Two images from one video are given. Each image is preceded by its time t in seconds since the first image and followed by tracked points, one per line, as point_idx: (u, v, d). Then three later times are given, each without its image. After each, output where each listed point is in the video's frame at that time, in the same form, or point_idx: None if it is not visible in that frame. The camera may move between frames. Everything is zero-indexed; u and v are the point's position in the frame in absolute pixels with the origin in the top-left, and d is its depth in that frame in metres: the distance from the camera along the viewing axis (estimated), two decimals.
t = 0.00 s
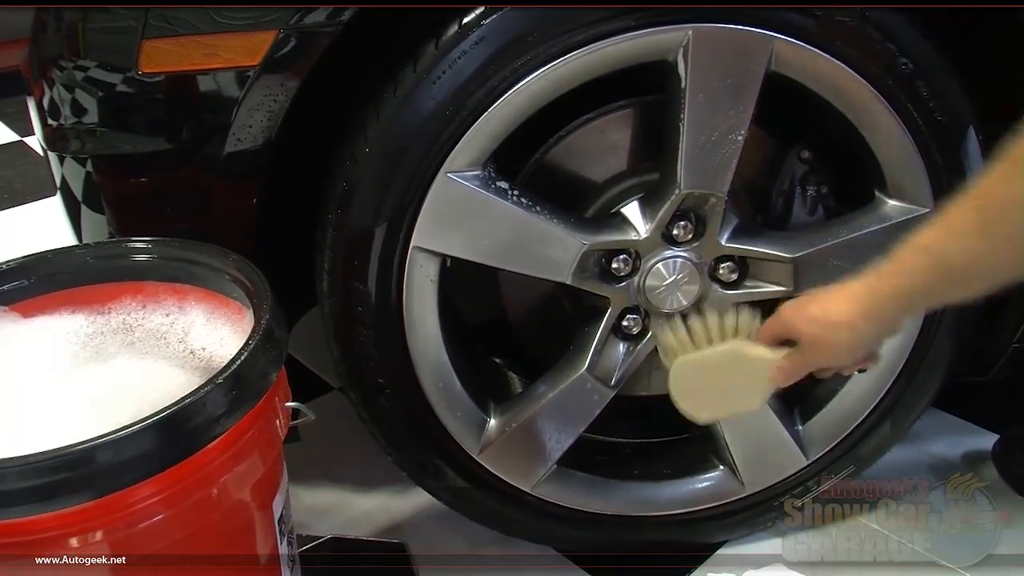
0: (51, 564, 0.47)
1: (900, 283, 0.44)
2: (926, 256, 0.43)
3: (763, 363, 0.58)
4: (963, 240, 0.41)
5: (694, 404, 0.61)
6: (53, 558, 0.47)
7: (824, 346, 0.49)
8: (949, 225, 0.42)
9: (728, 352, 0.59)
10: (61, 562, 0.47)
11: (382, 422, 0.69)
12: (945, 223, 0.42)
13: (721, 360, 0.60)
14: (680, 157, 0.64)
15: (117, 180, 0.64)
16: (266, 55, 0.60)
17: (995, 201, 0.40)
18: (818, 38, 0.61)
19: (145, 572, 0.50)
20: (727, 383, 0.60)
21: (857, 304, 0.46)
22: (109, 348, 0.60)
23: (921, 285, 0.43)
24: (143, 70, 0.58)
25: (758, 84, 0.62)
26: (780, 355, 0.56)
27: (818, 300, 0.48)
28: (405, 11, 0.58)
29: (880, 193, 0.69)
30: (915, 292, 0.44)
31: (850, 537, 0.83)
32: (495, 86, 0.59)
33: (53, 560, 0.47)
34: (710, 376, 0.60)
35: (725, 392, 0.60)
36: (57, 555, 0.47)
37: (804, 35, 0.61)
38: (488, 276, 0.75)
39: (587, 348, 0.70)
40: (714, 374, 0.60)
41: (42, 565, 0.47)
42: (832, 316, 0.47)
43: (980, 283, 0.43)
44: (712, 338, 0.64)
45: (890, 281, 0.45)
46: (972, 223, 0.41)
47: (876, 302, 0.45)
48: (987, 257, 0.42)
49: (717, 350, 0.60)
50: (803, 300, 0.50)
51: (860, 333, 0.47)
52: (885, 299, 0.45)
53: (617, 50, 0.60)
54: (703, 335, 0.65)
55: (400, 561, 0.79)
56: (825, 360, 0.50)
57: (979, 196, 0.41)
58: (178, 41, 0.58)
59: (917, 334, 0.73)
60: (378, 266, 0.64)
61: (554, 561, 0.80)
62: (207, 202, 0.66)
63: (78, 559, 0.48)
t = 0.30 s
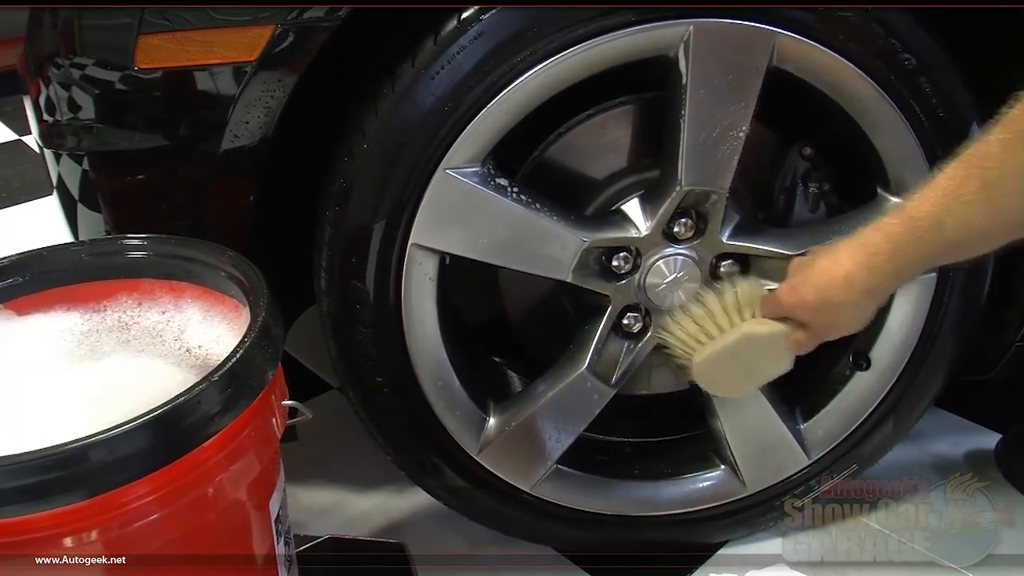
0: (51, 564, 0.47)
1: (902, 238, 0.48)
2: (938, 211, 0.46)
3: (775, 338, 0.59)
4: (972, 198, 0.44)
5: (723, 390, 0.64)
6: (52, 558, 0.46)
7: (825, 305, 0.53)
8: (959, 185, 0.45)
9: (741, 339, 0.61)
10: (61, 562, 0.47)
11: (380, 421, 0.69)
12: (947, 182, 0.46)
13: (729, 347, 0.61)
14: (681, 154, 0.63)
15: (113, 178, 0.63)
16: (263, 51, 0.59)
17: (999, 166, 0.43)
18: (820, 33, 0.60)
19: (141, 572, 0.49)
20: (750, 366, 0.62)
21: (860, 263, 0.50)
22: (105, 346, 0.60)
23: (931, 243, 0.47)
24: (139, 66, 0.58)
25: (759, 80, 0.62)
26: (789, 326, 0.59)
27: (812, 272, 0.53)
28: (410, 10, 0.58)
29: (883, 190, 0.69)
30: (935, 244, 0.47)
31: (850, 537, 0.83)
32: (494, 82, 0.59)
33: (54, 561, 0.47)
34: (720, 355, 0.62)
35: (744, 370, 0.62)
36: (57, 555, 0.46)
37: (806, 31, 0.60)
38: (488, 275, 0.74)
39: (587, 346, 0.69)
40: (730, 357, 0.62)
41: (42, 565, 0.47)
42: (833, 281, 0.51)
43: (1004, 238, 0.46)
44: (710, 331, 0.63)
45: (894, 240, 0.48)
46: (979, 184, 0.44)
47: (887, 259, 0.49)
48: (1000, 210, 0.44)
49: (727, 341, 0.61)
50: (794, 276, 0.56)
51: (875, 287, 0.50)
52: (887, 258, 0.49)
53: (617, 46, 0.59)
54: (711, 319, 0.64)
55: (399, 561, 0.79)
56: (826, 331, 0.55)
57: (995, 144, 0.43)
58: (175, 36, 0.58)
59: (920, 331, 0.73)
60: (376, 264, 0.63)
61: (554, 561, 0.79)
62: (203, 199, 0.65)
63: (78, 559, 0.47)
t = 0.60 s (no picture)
0: (51, 565, 0.46)
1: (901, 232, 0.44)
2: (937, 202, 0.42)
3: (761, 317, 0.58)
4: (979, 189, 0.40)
5: (712, 375, 0.64)
6: (52, 558, 0.46)
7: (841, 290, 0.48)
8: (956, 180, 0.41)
9: (731, 319, 0.60)
10: (61, 562, 0.46)
11: (376, 420, 0.68)
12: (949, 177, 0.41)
13: (722, 329, 0.61)
14: (679, 150, 0.63)
15: (108, 176, 0.62)
16: (259, 46, 0.59)
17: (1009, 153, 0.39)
18: (820, 28, 0.60)
19: (135, 571, 0.49)
20: (739, 347, 0.61)
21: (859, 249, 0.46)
22: (98, 344, 0.59)
23: (929, 241, 0.43)
24: (133, 61, 0.57)
25: (758, 74, 0.61)
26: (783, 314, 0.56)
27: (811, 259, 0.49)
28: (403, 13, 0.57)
29: (882, 186, 0.68)
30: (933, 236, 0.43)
31: (850, 537, 0.82)
32: (491, 77, 0.58)
33: (54, 561, 0.46)
34: (713, 337, 0.61)
35: (734, 350, 0.61)
36: (58, 555, 0.46)
37: (807, 25, 0.60)
38: (486, 272, 0.74)
39: (585, 343, 0.69)
40: (721, 338, 0.61)
41: (43, 565, 0.46)
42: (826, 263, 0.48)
43: None
44: (700, 310, 0.63)
45: (899, 230, 0.44)
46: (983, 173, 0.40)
47: (883, 260, 0.45)
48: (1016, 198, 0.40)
49: (719, 323, 0.61)
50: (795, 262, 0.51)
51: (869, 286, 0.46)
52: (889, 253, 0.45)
53: (616, 41, 0.59)
54: (699, 300, 0.63)
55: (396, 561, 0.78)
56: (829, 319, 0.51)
57: (1002, 136, 0.39)
58: (169, 31, 0.57)
59: (921, 328, 0.72)
60: (372, 260, 0.63)
61: (552, 560, 0.79)
62: (198, 196, 0.65)
63: (78, 559, 0.47)
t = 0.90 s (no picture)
0: (52, 564, 0.46)
1: (863, 248, 0.49)
2: (887, 215, 0.47)
3: (659, 311, 0.61)
4: (933, 209, 0.46)
5: (578, 351, 0.63)
6: (52, 558, 0.46)
7: (809, 295, 0.52)
8: (905, 198, 0.47)
9: (642, 301, 0.60)
10: (61, 562, 0.46)
11: (372, 418, 0.68)
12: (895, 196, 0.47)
13: (618, 311, 0.60)
14: (675, 145, 0.62)
15: (102, 173, 0.62)
16: (252, 41, 0.58)
17: (956, 173, 0.44)
18: (817, 22, 0.60)
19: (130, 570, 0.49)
20: (631, 331, 0.61)
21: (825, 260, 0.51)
22: (91, 341, 0.59)
23: (882, 249, 0.48)
24: (127, 57, 0.57)
25: (755, 70, 0.61)
26: (696, 306, 0.59)
27: (757, 258, 0.54)
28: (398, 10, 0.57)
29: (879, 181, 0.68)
30: (900, 250, 0.48)
31: (850, 537, 0.82)
32: (486, 72, 0.58)
33: (53, 560, 0.46)
34: (612, 315, 0.61)
35: (626, 331, 0.61)
36: (58, 555, 0.46)
37: (804, 20, 0.59)
38: (482, 270, 0.73)
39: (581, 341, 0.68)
40: (617, 318, 0.61)
41: (43, 565, 0.46)
42: (791, 265, 0.52)
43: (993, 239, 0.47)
44: (598, 286, 0.62)
45: (848, 245, 0.49)
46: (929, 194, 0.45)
47: (853, 274, 0.50)
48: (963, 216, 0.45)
49: (610, 304, 0.60)
50: (734, 258, 0.55)
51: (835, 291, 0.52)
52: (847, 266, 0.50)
53: (611, 35, 0.59)
54: (603, 274, 0.62)
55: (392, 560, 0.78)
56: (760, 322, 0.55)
57: (953, 150, 0.45)
58: (162, 26, 0.56)
59: (919, 324, 0.72)
60: (367, 257, 0.62)
61: (549, 559, 0.78)
62: (192, 193, 0.64)
63: (78, 559, 0.46)
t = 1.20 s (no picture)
0: (51, 564, 0.46)
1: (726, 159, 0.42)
2: (765, 134, 0.41)
3: (464, 215, 0.51)
4: (774, 134, 0.41)
5: (386, 256, 0.54)
6: (52, 558, 0.46)
7: (545, 225, 0.45)
8: (759, 118, 0.42)
9: (439, 198, 0.51)
10: (61, 562, 0.46)
11: (367, 416, 0.68)
12: (750, 117, 0.43)
13: (416, 207, 0.51)
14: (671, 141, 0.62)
15: (94, 170, 0.61)
16: (246, 37, 0.58)
17: (801, 97, 0.41)
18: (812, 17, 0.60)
19: (123, 567, 0.48)
20: (425, 235, 0.52)
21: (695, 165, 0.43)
22: (83, 338, 0.59)
23: (702, 178, 0.43)
24: (120, 54, 0.56)
25: (750, 66, 0.61)
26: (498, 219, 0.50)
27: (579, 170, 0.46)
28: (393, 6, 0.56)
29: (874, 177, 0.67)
30: (760, 187, 0.43)
31: (850, 536, 0.82)
32: (480, 67, 0.58)
33: (54, 561, 0.46)
34: (406, 208, 0.52)
35: (422, 231, 0.52)
36: (57, 555, 0.46)
37: (800, 15, 0.59)
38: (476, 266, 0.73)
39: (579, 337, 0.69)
40: (407, 212, 0.52)
41: (43, 565, 0.46)
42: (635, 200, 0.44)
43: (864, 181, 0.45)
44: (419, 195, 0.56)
45: (658, 182, 0.43)
46: (780, 121, 0.41)
47: (688, 186, 0.43)
48: (824, 152, 0.42)
49: (417, 194, 0.51)
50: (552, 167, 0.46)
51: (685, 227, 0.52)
52: (718, 176, 0.43)
53: (606, 31, 0.58)
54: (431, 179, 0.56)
55: (387, 559, 0.77)
56: (568, 245, 0.46)
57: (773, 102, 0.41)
58: (155, 22, 0.56)
59: (914, 320, 0.72)
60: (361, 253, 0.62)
61: (545, 558, 0.78)
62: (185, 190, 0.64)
63: (78, 559, 0.46)
